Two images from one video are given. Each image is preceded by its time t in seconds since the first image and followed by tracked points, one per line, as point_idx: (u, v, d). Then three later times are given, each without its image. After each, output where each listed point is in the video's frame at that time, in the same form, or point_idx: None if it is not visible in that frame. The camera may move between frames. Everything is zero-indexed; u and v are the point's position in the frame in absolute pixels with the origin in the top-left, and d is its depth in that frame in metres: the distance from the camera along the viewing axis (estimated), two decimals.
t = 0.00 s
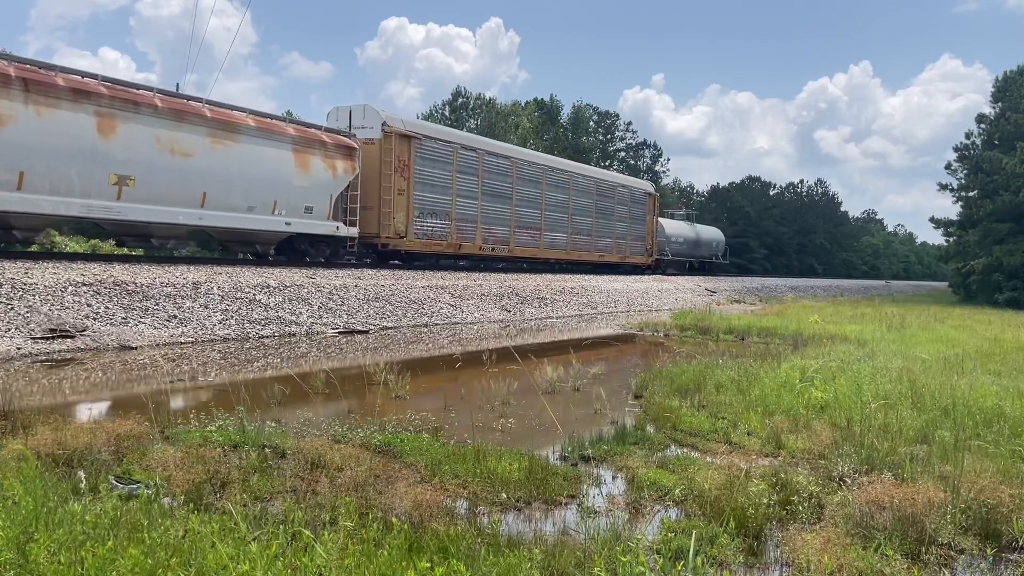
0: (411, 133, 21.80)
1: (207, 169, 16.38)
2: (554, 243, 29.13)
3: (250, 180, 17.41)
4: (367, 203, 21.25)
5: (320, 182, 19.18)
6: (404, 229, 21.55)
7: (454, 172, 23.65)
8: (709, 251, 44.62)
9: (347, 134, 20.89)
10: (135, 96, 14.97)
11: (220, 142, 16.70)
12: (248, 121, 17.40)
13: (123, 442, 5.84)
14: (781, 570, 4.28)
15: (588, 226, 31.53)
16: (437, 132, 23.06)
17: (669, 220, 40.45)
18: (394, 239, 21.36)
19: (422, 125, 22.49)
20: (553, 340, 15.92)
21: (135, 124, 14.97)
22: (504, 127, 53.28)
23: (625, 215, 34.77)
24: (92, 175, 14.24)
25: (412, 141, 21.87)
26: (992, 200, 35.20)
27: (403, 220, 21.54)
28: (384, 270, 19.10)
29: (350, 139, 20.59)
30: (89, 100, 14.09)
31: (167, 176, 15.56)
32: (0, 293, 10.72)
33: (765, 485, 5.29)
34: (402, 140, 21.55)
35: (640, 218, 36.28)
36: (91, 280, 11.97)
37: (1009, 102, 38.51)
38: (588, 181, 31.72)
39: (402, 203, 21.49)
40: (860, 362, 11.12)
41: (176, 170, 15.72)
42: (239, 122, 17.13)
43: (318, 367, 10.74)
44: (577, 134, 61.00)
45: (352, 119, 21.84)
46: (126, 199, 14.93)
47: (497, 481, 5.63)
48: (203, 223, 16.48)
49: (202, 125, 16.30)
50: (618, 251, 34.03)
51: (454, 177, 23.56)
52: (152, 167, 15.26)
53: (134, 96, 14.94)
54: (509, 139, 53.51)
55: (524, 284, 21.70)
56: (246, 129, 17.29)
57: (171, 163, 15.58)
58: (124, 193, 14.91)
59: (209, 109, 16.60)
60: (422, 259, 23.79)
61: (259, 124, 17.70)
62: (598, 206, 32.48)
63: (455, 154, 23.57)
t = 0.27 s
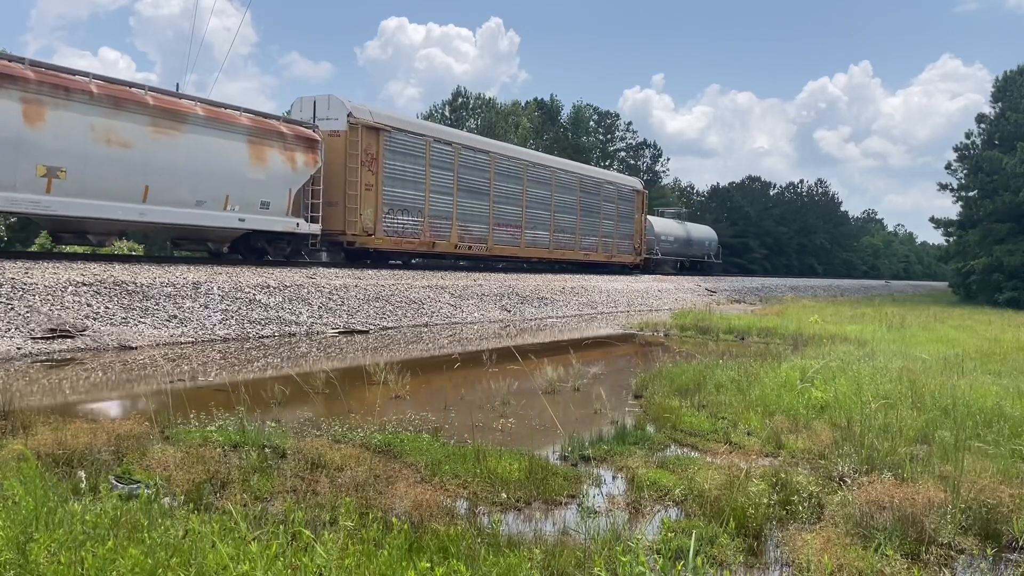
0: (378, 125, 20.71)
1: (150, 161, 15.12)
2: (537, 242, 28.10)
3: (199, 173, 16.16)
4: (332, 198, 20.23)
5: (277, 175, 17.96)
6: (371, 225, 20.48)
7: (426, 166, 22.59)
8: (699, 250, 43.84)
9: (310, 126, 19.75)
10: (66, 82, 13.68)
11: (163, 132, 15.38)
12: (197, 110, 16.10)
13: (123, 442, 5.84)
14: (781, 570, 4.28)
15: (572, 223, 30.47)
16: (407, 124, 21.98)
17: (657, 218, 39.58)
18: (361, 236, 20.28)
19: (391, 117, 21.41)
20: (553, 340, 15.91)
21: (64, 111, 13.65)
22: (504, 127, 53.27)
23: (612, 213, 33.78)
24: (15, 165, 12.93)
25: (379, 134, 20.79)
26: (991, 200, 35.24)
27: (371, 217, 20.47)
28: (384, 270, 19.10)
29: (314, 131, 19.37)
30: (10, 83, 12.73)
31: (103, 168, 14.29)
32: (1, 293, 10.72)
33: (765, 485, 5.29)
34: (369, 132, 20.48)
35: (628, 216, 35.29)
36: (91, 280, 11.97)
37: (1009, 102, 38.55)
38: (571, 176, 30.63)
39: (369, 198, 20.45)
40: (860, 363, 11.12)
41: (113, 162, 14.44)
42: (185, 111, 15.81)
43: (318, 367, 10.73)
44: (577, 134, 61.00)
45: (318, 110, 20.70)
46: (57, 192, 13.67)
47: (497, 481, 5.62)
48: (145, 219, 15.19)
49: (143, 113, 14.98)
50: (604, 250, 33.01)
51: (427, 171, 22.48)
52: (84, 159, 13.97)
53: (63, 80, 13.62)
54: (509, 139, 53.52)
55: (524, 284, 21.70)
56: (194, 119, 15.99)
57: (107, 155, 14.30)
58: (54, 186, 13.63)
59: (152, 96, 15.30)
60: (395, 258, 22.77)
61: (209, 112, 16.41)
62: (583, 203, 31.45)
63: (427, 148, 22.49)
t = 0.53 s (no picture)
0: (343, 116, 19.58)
1: (84, 153, 13.99)
2: (515, 240, 27.08)
3: (142, 165, 15.11)
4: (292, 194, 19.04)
5: (228, 168, 16.90)
6: (335, 222, 19.37)
7: (397, 160, 21.48)
8: (690, 249, 42.71)
9: (267, 117, 18.48)
10: None
11: (98, 122, 14.23)
12: (137, 98, 14.99)
13: (123, 442, 5.84)
14: (781, 570, 4.28)
15: (554, 221, 29.42)
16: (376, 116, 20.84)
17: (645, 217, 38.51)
18: (324, 234, 19.16)
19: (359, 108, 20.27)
20: (553, 340, 15.90)
21: None
22: (504, 127, 53.27)
23: (597, 211, 32.78)
24: None
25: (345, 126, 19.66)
26: (991, 200, 35.26)
27: (335, 213, 19.34)
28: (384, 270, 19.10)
29: (270, 123, 18.22)
30: None
31: (31, 159, 13.17)
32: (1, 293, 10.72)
33: (765, 485, 5.29)
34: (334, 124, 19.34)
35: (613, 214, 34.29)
36: (91, 280, 11.97)
37: (1009, 102, 38.55)
38: (553, 172, 29.59)
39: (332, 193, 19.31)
40: (860, 363, 11.12)
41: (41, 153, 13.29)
42: (122, 99, 14.67)
43: (319, 367, 10.73)
44: (577, 134, 61.02)
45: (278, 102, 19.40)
46: None
47: (497, 481, 5.62)
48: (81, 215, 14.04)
49: (74, 100, 13.82)
50: (588, 248, 32.00)
51: (398, 166, 21.38)
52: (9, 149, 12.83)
53: None
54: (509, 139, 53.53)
55: (524, 284, 21.70)
56: (134, 108, 14.87)
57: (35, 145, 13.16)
58: None
59: (86, 83, 14.19)
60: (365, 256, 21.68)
61: (151, 100, 15.31)
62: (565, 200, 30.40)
63: (398, 141, 21.38)
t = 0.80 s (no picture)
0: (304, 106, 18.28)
1: (9, 144, 12.70)
2: (495, 239, 25.78)
3: (75, 157, 13.79)
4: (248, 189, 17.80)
5: (173, 160, 15.61)
6: (295, 219, 18.19)
7: (365, 153, 20.15)
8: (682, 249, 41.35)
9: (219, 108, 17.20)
10: None
11: (24, 109, 12.89)
12: (70, 84, 13.63)
13: (123, 442, 5.84)
14: (781, 570, 4.28)
15: (537, 218, 28.09)
16: (341, 106, 19.53)
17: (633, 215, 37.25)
18: (283, 231, 18.01)
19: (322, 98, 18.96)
20: (553, 340, 15.90)
21: None
22: (504, 127, 53.29)
23: (583, 208, 31.51)
24: None
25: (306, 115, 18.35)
26: (991, 200, 35.28)
27: (293, 209, 18.12)
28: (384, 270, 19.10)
29: (222, 113, 16.88)
30: None
31: None
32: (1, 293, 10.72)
33: (765, 485, 5.29)
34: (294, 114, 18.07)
35: (601, 211, 33.04)
36: (91, 280, 11.97)
37: (1009, 102, 38.54)
38: (536, 168, 28.27)
39: (291, 188, 18.11)
40: (860, 362, 11.13)
41: None
42: (52, 85, 13.31)
43: (319, 367, 10.73)
44: (577, 134, 61.03)
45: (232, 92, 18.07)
46: None
47: (497, 482, 5.62)
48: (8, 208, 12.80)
49: None
50: (573, 247, 30.74)
51: (365, 159, 20.05)
52: None
53: None
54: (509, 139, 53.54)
55: (524, 284, 21.70)
56: (66, 95, 13.53)
57: None
58: None
59: (11, 66, 12.76)
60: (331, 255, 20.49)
61: (87, 87, 13.94)
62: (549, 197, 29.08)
63: (365, 133, 20.04)
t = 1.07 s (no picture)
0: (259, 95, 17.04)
1: None
2: (473, 236, 24.50)
3: None
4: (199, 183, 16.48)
5: (109, 150, 14.41)
6: (250, 215, 16.91)
7: (329, 146, 18.87)
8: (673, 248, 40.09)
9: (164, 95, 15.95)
10: None
11: None
12: None
13: (123, 442, 5.84)
14: (781, 570, 4.28)
15: (518, 216, 26.80)
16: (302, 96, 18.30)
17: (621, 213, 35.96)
18: (237, 228, 16.74)
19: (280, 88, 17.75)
20: (554, 340, 15.90)
21: None
22: (504, 127, 53.30)
23: (568, 205, 30.22)
24: None
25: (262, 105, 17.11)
26: (991, 200, 35.29)
27: (248, 204, 16.85)
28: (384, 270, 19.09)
29: (168, 102, 15.64)
30: None
31: None
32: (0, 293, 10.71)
33: (765, 485, 5.29)
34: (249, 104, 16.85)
35: (586, 209, 31.78)
36: (91, 280, 11.96)
37: (1009, 102, 38.53)
38: (517, 163, 26.95)
39: (245, 182, 16.80)
40: (860, 362, 11.13)
41: None
42: None
43: (318, 367, 10.73)
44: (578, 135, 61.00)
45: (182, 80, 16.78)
46: None
47: (497, 482, 5.62)
48: None
49: None
50: (557, 245, 29.46)
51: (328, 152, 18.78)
52: None
53: None
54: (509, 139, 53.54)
55: (524, 284, 21.70)
56: None
57: None
58: None
59: None
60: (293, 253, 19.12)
61: (11, 70, 12.74)
62: (531, 194, 27.77)
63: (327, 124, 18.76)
